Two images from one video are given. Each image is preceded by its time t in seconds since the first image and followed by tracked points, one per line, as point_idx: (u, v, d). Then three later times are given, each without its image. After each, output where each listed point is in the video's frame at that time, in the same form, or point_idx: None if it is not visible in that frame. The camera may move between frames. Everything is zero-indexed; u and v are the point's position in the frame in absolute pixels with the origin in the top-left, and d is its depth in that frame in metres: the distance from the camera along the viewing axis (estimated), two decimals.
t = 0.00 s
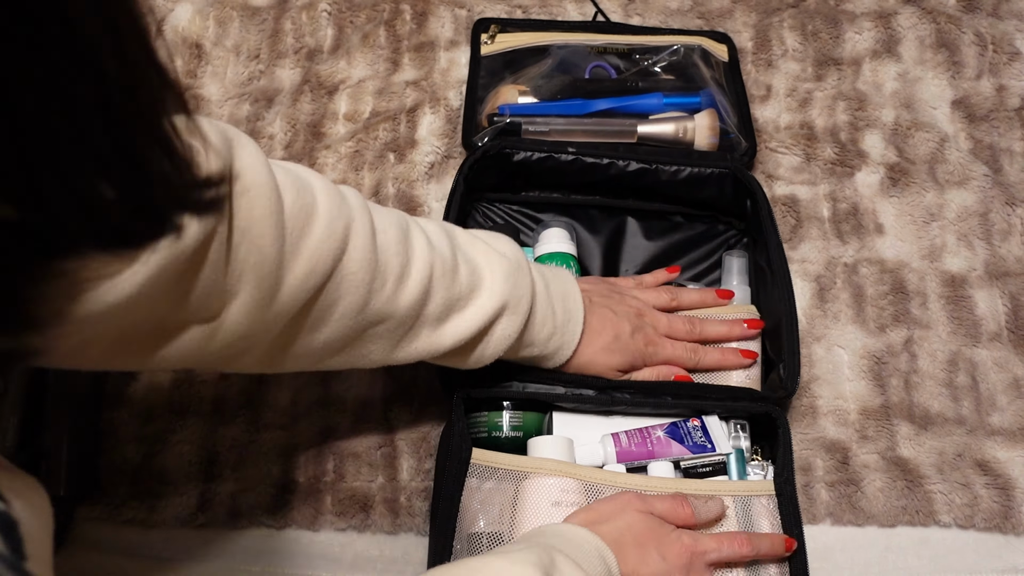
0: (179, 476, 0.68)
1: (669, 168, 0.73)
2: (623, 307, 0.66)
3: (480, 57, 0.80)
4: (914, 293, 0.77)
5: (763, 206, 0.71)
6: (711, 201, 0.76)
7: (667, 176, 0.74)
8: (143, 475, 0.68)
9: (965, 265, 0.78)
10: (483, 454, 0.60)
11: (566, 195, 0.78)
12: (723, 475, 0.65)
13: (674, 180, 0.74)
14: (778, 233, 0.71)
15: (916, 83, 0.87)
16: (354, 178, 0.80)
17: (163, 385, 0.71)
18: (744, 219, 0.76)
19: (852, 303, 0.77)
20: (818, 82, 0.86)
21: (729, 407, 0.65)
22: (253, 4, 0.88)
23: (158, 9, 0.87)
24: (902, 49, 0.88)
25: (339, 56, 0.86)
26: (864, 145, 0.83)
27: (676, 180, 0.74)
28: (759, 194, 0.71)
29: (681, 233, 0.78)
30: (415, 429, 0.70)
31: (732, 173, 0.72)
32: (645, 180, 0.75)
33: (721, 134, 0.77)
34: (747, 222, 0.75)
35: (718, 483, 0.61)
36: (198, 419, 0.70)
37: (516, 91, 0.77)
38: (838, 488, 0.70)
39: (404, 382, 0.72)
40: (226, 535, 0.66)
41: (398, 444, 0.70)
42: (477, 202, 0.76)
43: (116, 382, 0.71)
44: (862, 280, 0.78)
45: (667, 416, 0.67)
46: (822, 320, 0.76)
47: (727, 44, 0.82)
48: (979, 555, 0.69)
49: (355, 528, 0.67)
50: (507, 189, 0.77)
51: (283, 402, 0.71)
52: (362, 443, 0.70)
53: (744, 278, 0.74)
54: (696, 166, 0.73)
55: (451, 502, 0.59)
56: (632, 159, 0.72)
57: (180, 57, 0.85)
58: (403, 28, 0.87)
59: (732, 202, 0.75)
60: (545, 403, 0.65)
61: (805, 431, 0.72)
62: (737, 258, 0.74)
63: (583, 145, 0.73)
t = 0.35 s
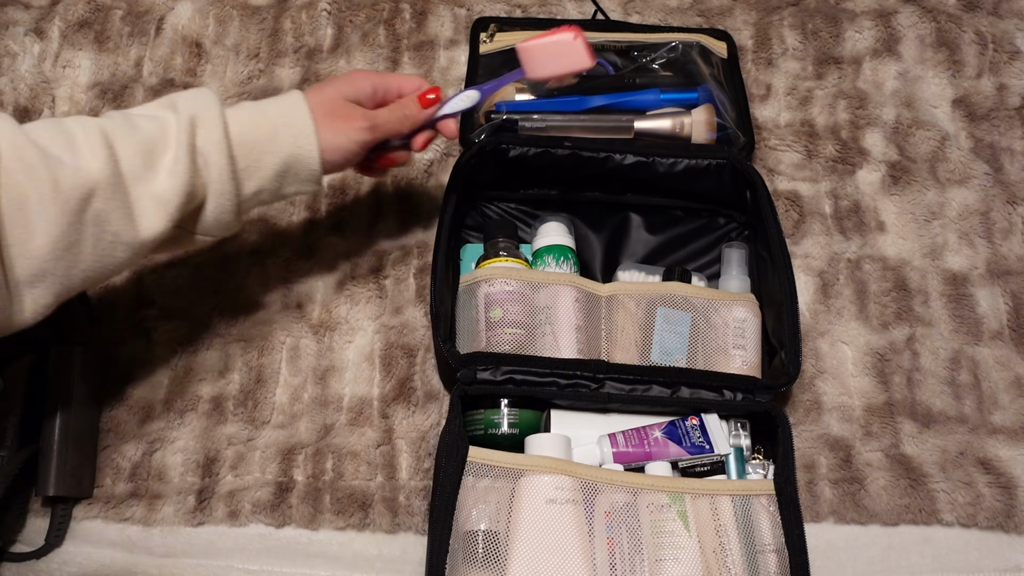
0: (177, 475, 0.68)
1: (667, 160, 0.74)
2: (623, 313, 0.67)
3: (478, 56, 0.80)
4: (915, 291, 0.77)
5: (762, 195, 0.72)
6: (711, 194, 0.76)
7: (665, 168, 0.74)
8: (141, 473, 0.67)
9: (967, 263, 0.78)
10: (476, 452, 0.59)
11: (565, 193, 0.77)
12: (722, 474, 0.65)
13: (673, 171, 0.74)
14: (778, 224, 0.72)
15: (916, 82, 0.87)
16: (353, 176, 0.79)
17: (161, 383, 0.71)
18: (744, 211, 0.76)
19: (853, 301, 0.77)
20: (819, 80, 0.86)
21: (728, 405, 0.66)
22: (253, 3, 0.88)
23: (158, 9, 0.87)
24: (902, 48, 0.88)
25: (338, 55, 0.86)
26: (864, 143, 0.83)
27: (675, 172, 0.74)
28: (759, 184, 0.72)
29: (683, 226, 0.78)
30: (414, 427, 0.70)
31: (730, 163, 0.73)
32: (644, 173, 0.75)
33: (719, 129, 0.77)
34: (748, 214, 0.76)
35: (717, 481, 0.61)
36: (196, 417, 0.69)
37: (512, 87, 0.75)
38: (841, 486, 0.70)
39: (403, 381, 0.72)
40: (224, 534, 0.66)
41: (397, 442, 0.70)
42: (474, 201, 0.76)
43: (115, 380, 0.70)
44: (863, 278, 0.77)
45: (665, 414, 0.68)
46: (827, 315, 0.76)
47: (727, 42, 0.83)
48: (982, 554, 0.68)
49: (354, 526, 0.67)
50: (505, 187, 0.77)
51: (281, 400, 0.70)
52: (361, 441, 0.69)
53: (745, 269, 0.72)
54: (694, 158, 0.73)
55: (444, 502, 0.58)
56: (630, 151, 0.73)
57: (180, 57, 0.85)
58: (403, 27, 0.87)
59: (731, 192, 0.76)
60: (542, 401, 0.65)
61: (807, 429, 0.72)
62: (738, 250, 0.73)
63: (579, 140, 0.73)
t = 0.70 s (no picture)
0: (178, 475, 0.67)
1: (655, 160, 0.74)
2: (621, 313, 0.67)
3: (475, 57, 0.80)
4: (915, 291, 0.77)
5: (753, 190, 0.72)
6: (704, 189, 0.76)
7: (653, 168, 0.74)
8: (142, 474, 0.67)
9: (967, 264, 0.78)
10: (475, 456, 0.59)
11: (559, 196, 0.78)
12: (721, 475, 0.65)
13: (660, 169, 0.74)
14: (771, 219, 0.71)
15: (916, 82, 0.87)
16: (353, 177, 0.79)
17: (162, 384, 0.71)
18: (740, 206, 0.76)
19: (854, 301, 0.77)
20: (819, 80, 0.86)
21: (727, 406, 0.65)
22: (253, 3, 0.88)
23: (158, 9, 0.87)
24: (902, 48, 0.88)
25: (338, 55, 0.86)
26: (864, 144, 0.83)
27: (663, 171, 0.74)
28: (749, 177, 0.72)
29: (678, 224, 0.78)
30: (415, 427, 0.70)
31: (720, 159, 0.73)
32: (634, 173, 0.75)
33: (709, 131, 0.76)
34: (742, 208, 0.76)
35: (717, 482, 0.61)
36: (197, 418, 0.69)
37: (504, 91, 0.77)
38: (841, 486, 0.70)
39: (404, 381, 0.72)
40: (225, 534, 0.66)
41: (398, 442, 0.69)
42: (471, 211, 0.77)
43: (115, 380, 0.70)
44: (863, 278, 0.77)
45: (663, 414, 0.68)
46: (827, 316, 0.76)
47: (724, 40, 0.81)
48: (982, 554, 0.68)
49: (354, 526, 0.67)
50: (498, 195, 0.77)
51: (282, 400, 0.70)
52: (361, 441, 0.69)
53: (742, 264, 0.72)
54: (682, 156, 0.73)
55: (446, 505, 0.58)
56: (616, 153, 0.73)
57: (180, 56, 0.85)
58: (403, 26, 0.87)
59: (724, 187, 0.75)
60: (540, 404, 0.66)
61: (807, 429, 0.72)
62: (734, 244, 0.73)
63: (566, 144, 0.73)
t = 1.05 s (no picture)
0: (179, 475, 0.67)
1: (643, 158, 0.75)
2: (615, 311, 0.67)
3: (466, 52, 0.79)
4: (915, 291, 0.77)
5: (743, 185, 0.72)
6: (694, 186, 0.77)
7: (642, 165, 0.75)
8: (143, 473, 0.67)
9: (966, 264, 0.78)
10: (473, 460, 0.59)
11: (550, 198, 0.79)
12: (720, 474, 0.65)
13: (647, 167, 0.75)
14: (759, 213, 0.71)
15: (916, 82, 0.87)
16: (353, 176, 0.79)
17: (162, 382, 0.70)
18: (729, 203, 0.76)
19: (854, 301, 0.77)
20: (818, 80, 0.86)
21: (722, 405, 0.65)
22: (253, 2, 0.88)
23: (158, 8, 0.87)
24: (902, 48, 0.88)
25: (338, 53, 0.86)
26: (864, 143, 0.83)
27: (652, 169, 0.75)
28: (737, 172, 0.72)
29: (669, 222, 0.78)
30: (414, 426, 0.70)
31: (708, 156, 0.73)
32: (622, 172, 0.76)
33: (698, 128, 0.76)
34: (732, 205, 0.76)
35: (715, 482, 0.61)
36: (197, 417, 0.69)
37: (494, 88, 0.76)
38: (841, 485, 0.70)
39: (404, 380, 0.72)
40: (226, 534, 0.66)
41: (397, 441, 0.69)
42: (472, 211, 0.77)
43: (115, 380, 0.70)
44: (863, 277, 0.77)
45: (661, 416, 0.68)
46: (827, 315, 0.76)
47: (715, 35, 0.81)
48: (981, 554, 0.68)
49: (355, 525, 0.67)
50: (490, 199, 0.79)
51: (282, 399, 0.70)
52: (361, 440, 0.69)
53: (734, 260, 0.72)
54: (670, 152, 0.74)
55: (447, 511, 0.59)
56: (605, 151, 0.74)
57: (180, 55, 0.85)
58: (402, 25, 0.87)
59: (714, 184, 0.76)
60: (538, 407, 0.66)
61: (807, 428, 0.72)
62: (726, 241, 0.73)
63: (556, 142, 0.74)
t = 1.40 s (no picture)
0: (179, 476, 0.67)
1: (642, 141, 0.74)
2: (610, 300, 0.67)
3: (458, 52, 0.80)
4: (915, 291, 0.77)
5: (741, 171, 0.72)
6: (690, 168, 0.76)
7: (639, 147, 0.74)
8: (143, 474, 0.67)
9: (966, 263, 0.78)
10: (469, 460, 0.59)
11: (543, 177, 0.77)
12: (718, 474, 0.65)
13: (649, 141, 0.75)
14: (755, 201, 0.71)
15: (916, 81, 0.87)
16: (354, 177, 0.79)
17: (162, 384, 0.70)
18: (724, 185, 0.76)
19: (854, 301, 0.77)
20: (818, 80, 0.86)
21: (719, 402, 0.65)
22: (253, 2, 0.88)
23: (158, 8, 0.87)
24: (902, 48, 0.88)
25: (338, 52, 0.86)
26: (864, 143, 0.83)
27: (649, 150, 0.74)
28: (737, 159, 0.72)
29: (663, 204, 0.77)
30: (414, 427, 0.70)
31: (705, 140, 0.73)
32: (622, 155, 0.75)
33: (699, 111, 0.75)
34: (727, 187, 0.76)
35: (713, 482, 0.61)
36: (197, 417, 0.69)
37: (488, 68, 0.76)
38: (839, 485, 0.70)
39: (404, 380, 0.72)
40: (226, 536, 0.66)
41: (398, 442, 0.69)
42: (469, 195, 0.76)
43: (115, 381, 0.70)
44: (863, 278, 0.77)
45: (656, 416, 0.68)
46: (828, 315, 0.76)
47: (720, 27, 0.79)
48: (980, 554, 0.69)
49: (355, 526, 0.67)
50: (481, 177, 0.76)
51: (282, 399, 0.70)
52: (361, 441, 0.69)
53: (729, 247, 0.72)
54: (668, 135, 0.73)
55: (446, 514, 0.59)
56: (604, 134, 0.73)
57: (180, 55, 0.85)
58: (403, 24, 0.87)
59: (709, 167, 0.75)
60: (535, 408, 0.65)
61: (806, 429, 0.72)
62: (720, 228, 0.73)
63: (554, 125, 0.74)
